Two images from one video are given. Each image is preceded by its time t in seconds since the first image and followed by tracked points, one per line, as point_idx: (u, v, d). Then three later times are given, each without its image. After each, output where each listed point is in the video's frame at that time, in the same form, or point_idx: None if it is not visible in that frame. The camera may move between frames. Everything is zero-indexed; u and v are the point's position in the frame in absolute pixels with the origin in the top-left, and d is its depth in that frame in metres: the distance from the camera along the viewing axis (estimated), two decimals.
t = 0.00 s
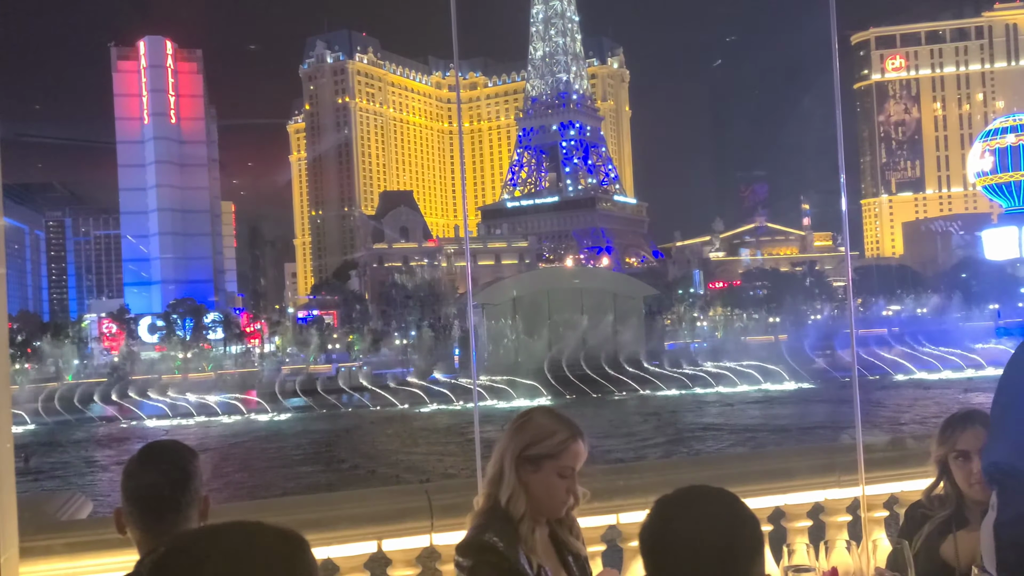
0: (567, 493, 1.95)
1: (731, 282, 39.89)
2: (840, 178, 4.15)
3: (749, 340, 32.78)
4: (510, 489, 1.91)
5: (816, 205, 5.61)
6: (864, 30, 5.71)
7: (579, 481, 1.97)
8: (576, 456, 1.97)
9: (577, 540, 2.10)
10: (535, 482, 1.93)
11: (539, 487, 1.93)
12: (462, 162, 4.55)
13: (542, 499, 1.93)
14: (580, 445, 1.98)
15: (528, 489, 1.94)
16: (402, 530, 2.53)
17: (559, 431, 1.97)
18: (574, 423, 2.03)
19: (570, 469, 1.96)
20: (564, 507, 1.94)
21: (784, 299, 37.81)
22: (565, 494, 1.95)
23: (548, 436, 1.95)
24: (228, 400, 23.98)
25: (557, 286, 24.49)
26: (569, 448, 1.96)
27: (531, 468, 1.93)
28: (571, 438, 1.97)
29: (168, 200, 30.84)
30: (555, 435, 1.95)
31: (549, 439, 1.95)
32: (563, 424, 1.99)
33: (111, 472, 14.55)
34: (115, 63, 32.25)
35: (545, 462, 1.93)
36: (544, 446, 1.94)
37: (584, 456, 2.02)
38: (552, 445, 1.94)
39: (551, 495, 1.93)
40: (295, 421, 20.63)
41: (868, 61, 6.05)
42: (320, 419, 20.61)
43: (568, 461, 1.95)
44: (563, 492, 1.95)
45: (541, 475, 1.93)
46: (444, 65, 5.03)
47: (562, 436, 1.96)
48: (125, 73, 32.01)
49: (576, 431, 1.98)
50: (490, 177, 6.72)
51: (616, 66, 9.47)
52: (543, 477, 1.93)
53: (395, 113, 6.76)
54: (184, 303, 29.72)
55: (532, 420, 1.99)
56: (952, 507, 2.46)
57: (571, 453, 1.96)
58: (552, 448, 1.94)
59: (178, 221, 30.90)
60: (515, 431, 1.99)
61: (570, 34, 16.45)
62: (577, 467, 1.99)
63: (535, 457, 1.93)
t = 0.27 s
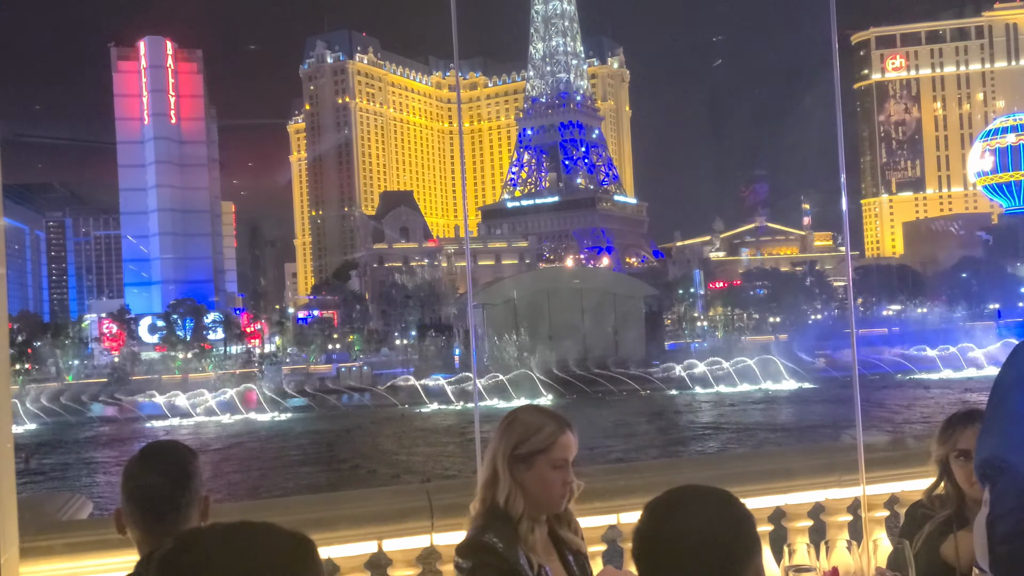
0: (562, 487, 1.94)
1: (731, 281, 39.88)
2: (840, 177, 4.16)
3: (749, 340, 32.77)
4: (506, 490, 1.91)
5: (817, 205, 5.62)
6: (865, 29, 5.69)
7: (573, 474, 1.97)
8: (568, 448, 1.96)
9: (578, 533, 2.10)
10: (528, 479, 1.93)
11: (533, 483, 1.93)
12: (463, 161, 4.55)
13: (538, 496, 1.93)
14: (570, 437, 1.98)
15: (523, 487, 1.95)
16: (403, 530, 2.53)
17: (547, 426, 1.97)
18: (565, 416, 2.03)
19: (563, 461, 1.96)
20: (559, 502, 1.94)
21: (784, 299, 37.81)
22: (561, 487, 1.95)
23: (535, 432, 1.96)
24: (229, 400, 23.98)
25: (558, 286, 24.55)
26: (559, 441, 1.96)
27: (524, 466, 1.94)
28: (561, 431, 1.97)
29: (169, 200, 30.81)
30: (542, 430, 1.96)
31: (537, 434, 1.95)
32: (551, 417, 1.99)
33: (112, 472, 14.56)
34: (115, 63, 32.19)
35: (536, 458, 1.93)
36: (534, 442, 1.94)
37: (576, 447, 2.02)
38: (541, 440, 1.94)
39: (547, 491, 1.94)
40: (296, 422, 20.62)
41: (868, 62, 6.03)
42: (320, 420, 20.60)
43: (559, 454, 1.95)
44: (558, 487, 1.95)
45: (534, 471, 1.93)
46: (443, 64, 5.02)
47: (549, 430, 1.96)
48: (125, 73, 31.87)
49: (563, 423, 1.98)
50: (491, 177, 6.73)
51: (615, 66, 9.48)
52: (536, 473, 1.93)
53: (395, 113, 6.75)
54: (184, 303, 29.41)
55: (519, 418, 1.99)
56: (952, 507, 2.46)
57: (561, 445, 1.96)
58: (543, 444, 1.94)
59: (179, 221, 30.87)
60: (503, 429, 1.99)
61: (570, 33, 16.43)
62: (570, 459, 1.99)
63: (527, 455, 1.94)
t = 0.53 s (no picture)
0: (560, 483, 1.95)
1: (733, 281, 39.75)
2: (842, 177, 4.18)
3: (749, 339, 32.78)
4: (504, 489, 1.93)
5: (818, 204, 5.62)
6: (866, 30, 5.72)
7: (571, 469, 1.98)
8: (563, 444, 1.97)
9: (582, 530, 2.11)
10: (526, 477, 1.94)
11: (531, 481, 1.94)
12: (464, 162, 4.56)
13: (538, 492, 1.94)
14: (565, 432, 1.99)
15: (522, 486, 1.96)
16: (405, 529, 2.53)
17: (540, 422, 1.98)
18: (559, 413, 2.04)
19: (559, 456, 1.96)
20: (560, 498, 1.95)
21: (784, 299, 37.83)
22: (561, 483, 1.95)
23: (528, 430, 1.97)
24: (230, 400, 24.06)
25: (558, 286, 24.71)
26: (553, 437, 1.97)
27: (520, 464, 1.95)
28: (554, 427, 1.98)
29: (169, 200, 30.80)
30: (536, 428, 1.97)
31: (531, 432, 1.96)
32: (544, 414, 2.00)
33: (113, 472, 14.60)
34: (116, 63, 32.20)
35: (533, 456, 1.95)
36: (528, 439, 1.96)
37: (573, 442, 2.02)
38: (535, 437, 1.95)
39: (548, 488, 1.94)
40: (296, 422, 20.60)
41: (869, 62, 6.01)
42: (321, 420, 20.58)
43: (554, 450, 1.96)
44: (557, 483, 1.95)
45: (532, 470, 1.94)
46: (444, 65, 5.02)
47: (543, 427, 1.98)
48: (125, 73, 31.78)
49: (557, 419, 1.99)
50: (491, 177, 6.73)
51: (616, 66, 9.48)
52: (534, 471, 1.94)
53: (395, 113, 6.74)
54: (185, 303, 28.16)
55: (512, 418, 2.01)
56: (955, 507, 2.46)
57: (556, 441, 1.97)
58: (537, 441, 1.95)
59: (179, 221, 30.86)
60: (498, 429, 2.01)
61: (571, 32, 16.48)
62: (567, 455, 1.99)
63: (522, 453, 1.95)
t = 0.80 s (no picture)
0: (560, 480, 1.97)
1: (734, 280, 39.70)
2: (845, 176, 4.19)
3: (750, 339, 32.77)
4: (505, 489, 1.95)
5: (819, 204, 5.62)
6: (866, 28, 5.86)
7: (569, 466, 1.99)
8: (558, 440, 2.00)
9: (587, 530, 2.11)
10: (525, 477, 1.96)
11: (530, 480, 1.96)
12: (467, 161, 4.57)
13: (538, 491, 1.96)
14: (559, 429, 2.01)
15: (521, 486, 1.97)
16: (407, 529, 2.53)
17: (533, 421, 2.01)
18: (551, 410, 2.07)
19: (555, 453, 1.98)
20: (560, 494, 1.96)
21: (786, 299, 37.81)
22: (560, 481, 1.97)
23: (523, 429, 2.00)
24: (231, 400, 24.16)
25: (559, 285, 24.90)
26: (548, 435, 2.00)
27: (518, 464, 1.97)
28: (548, 424, 2.01)
29: (171, 199, 30.80)
30: (530, 426, 2.00)
31: (524, 431, 1.99)
32: (536, 412, 2.03)
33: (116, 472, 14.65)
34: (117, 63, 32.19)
35: (529, 454, 1.97)
36: (522, 438, 1.98)
37: (570, 439, 2.04)
38: (529, 435, 1.99)
39: (546, 485, 1.96)
40: (298, 421, 20.59)
41: (869, 61, 6.08)
42: (323, 419, 20.58)
43: (549, 447, 1.99)
44: (556, 481, 1.97)
45: (530, 468, 1.96)
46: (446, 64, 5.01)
47: (537, 426, 2.01)
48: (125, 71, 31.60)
49: (549, 417, 2.03)
50: (493, 176, 6.74)
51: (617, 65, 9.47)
52: (532, 470, 1.96)
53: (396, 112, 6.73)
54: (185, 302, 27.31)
55: (507, 420, 2.04)
56: (958, 505, 2.46)
57: (551, 439, 1.99)
58: (531, 439, 1.98)
59: (180, 221, 30.88)
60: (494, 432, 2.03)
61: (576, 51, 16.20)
62: (564, 452, 2.01)
63: (519, 453, 1.98)
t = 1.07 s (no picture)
0: (562, 480, 1.98)
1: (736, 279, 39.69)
2: (847, 175, 4.18)
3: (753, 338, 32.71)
4: (509, 489, 1.96)
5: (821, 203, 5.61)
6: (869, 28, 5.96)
7: (571, 466, 2.01)
8: (559, 440, 2.02)
9: (592, 531, 2.12)
10: (528, 477, 1.98)
11: (533, 481, 1.98)
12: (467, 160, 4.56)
13: (542, 491, 1.97)
14: (560, 429, 2.03)
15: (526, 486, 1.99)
16: (408, 529, 2.52)
17: (534, 422, 2.04)
18: (552, 411, 2.09)
19: (556, 454, 2.00)
20: (564, 494, 1.98)
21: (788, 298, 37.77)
22: (564, 481, 1.98)
23: (524, 431, 2.02)
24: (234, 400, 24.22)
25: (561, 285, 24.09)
26: (549, 435, 2.02)
27: (520, 466, 1.99)
28: (549, 424, 2.03)
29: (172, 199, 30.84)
30: (531, 427, 2.02)
31: (526, 431, 2.02)
32: (538, 413, 2.06)
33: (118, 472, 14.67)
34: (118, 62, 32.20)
35: (530, 455, 1.99)
36: (524, 440, 2.01)
37: (572, 439, 2.06)
38: (531, 435, 2.01)
39: (550, 486, 1.97)
40: (298, 422, 20.53)
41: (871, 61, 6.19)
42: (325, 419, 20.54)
43: (550, 448, 2.00)
44: (560, 481, 1.98)
45: (532, 469, 1.98)
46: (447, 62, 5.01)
47: (538, 426, 2.03)
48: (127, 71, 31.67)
49: (550, 417, 2.05)
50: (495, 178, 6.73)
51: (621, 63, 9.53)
52: (534, 471, 1.98)
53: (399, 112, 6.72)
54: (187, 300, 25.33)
55: (509, 422, 2.06)
56: (960, 505, 2.45)
57: (551, 439, 2.01)
58: (533, 439, 2.00)
59: (182, 220, 30.91)
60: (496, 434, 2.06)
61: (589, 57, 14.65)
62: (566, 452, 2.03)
63: (521, 454, 2.00)
